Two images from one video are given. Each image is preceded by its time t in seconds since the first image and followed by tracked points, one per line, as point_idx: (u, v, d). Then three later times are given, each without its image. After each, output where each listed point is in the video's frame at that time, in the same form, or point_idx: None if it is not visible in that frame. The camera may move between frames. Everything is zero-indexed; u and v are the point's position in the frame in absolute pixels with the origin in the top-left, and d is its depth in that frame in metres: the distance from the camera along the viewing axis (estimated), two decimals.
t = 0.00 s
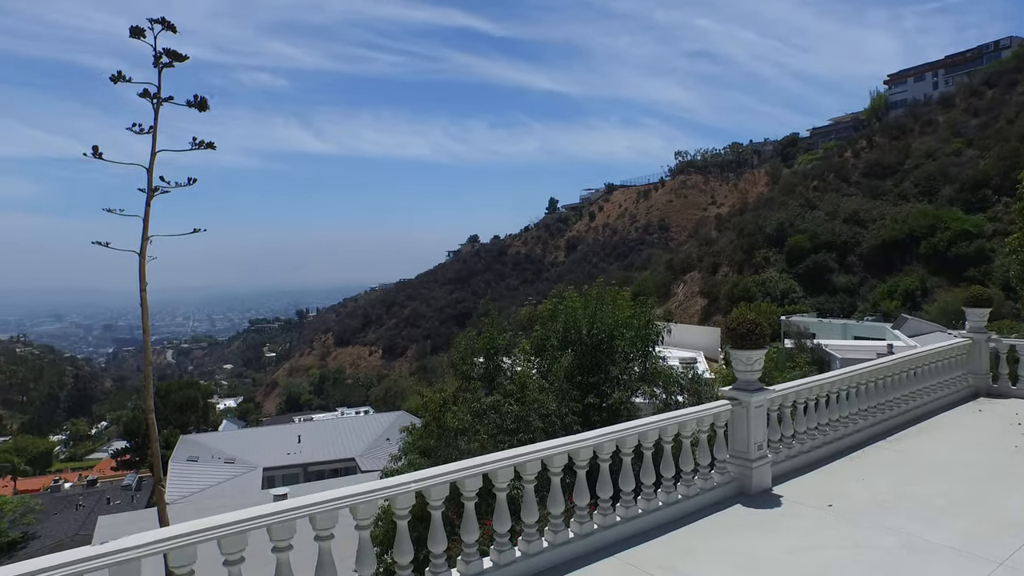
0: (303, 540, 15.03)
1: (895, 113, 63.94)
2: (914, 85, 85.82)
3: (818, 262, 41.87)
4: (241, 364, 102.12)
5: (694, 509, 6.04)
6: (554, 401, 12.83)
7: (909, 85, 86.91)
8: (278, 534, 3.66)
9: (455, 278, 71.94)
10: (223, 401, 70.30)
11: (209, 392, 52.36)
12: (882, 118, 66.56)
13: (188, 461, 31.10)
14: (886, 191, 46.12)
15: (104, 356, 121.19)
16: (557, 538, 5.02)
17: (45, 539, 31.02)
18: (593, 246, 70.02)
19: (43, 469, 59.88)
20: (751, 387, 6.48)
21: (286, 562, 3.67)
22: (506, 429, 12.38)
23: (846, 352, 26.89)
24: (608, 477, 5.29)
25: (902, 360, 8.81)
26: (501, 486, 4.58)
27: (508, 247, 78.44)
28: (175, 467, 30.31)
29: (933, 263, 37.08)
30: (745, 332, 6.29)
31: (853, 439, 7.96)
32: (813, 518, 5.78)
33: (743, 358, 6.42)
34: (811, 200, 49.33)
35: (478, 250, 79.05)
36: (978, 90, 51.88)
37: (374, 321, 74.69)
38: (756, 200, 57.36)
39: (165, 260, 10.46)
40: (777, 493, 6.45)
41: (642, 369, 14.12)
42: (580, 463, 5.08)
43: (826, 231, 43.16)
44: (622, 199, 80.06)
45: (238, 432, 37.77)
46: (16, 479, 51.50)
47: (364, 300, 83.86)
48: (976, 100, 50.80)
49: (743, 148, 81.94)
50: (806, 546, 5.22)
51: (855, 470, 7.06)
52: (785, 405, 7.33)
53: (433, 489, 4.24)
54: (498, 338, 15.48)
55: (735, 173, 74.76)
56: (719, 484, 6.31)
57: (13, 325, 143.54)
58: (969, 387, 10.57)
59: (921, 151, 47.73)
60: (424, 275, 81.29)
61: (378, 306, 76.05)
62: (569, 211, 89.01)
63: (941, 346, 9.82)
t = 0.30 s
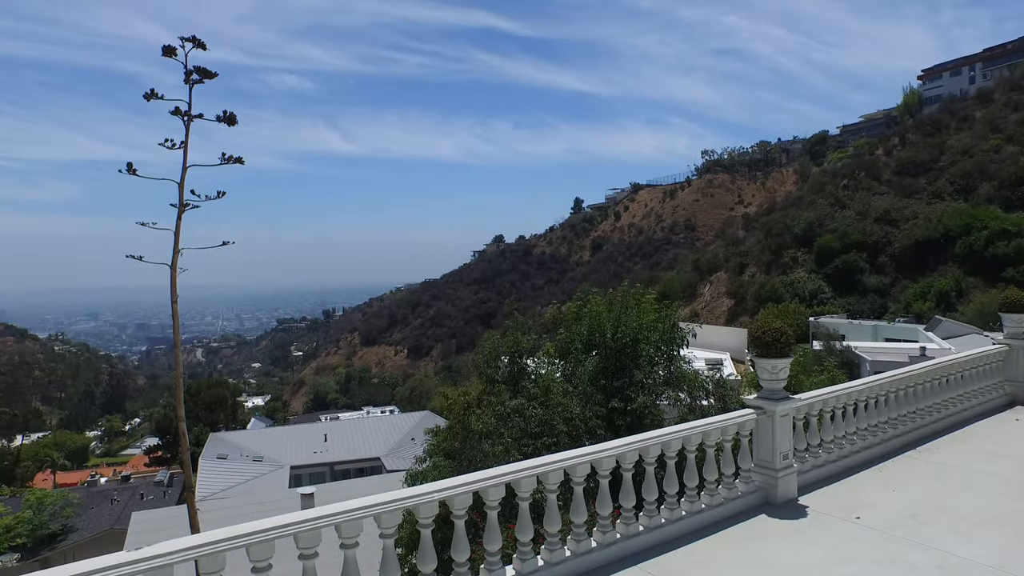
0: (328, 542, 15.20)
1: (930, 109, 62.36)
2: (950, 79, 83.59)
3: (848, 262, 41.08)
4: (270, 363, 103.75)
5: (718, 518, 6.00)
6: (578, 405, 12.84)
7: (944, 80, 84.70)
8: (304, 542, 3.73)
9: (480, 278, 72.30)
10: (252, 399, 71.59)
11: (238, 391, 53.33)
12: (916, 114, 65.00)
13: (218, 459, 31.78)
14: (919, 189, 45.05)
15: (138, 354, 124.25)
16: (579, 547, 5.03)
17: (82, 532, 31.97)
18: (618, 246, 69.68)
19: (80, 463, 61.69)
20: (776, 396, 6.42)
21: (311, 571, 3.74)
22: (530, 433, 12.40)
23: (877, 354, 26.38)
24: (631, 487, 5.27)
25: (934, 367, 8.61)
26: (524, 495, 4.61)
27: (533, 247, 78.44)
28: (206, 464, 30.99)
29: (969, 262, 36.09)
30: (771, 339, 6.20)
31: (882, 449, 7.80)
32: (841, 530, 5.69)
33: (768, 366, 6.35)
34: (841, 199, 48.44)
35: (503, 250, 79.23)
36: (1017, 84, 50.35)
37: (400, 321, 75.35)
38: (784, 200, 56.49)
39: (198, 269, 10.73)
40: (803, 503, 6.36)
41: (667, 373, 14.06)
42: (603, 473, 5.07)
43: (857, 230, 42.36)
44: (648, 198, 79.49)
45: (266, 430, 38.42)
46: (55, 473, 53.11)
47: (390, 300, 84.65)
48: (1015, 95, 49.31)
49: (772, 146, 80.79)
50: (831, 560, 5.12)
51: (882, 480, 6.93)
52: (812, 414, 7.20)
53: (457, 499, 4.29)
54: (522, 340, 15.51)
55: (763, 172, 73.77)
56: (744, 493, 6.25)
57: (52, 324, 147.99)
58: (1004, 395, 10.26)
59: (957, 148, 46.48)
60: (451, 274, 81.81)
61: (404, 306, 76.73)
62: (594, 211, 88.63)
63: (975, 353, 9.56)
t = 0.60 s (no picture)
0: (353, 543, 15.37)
1: (965, 105, 60.71)
2: (987, 73, 81.25)
3: (879, 262, 40.24)
4: (297, 362, 105.18)
5: (743, 527, 5.94)
6: (602, 408, 12.81)
7: (981, 73, 82.34)
8: (331, 549, 3.79)
9: (504, 278, 72.56)
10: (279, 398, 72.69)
11: (265, 390, 54.21)
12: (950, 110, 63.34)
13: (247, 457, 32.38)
14: (954, 186, 43.89)
15: (169, 353, 126.98)
16: (602, 555, 5.02)
17: (116, 526, 32.86)
18: (643, 246, 69.21)
19: (114, 459, 63.23)
20: (803, 404, 6.34)
21: None
22: (555, 436, 12.38)
23: (908, 356, 25.81)
24: (655, 495, 5.25)
25: (967, 375, 8.41)
26: (547, 504, 4.62)
27: (557, 247, 78.28)
28: (234, 462, 31.61)
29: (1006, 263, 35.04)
30: (798, 347, 6.13)
31: (912, 458, 7.62)
32: (869, 541, 5.59)
33: (795, 374, 6.28)
34: (872, 198, 47.45)
35: (527, 250, 79.25)
36: None
37: (425, 321, 75.85)
38: (812, 199, 55.55)
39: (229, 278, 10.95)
40: (830, 514, 6.26)
41: (692, 377, 13.93)
42: (627, 481, 5.07)
43: (888, 229, 41.49)
44: (673, 197, 78.80)
45: (292, 429, 38.95)
46: (91, 468, 54.61)
47: (415, 300, 85.26)
48: None
49: (799, 144, 79.52)
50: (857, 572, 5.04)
51: (912, 491, 6.78)
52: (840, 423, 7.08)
53: (480, 507, 4.32)
54: (547, 343, 15.52)
55: (791, 171, 72.63)
56: (770, 502, 6.18)
57: (88, 322, 152.09)
58: None
59: (994, 145, 45.19)
60: (475, 274, 82.10)
61: (429, 306, 77.29)
62: (619, 211, 88.13)
63: (1010, 360, 9.29)
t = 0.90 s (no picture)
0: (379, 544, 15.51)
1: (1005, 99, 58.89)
2: None
3: (913, 261, 39.25)
4: (324, 361, 106.55)
5: (771, 537, 5.85)
6: (628, 412, 12.72)
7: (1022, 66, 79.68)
8: (358, 558, 3.84)
9: (530, 279, 72.61)
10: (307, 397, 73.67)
11: (294, 389, 55.04)
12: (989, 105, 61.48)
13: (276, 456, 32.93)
14: (993, 184, 42.58)
15: (201, 351, 129.84)
16: (629, 565, 5.00)
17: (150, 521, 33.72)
18: (669, 246, 68.60)
19: (148, 455, 64.79)
20: (833, 412, 6.23)
21: None
22: (581, 440, 12.29)
23: (943, 359, 25.13)
24: (682, 505, 5.21)
25: (1005, 383, 8.14)
26: (572, 513, 4.62)
27: (583, 247, 77.96)
28: (264, 460, 32.17)
29: None
30: (828, 355, 6.01)
31: (946, 469, 7.42)
32: (901, 554, 5.47)
33: (824, 383, 6.18)
34: (905, 196, 46.30)
35: (552, 250, 79.19)
36: None
37: (451, 321, 76.23)
38: (843, 197, 54.43)
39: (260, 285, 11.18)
40: (861, 525, 6.14)
41: (719, 381, 13.74)
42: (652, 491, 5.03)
43: (923, 229, 40.48)
44: (700, 197, 77.95)
45: (320, 429, 39.46)
46: (126, 464, 56.06)
47: (441, 300, 85.76)
48: None
49: (830, 142, 78.01)
50: None
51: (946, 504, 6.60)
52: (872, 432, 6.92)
53: (506, 517, 4.34)
54: (572, 346, 15.48)
55: (821, 169, 71.29)
56: (800, 513, 6.07)
57: (124, 322, 156.14)
58: None
59: None
60: (501, 275, 82.29)
61: (455, 306, 77.75)
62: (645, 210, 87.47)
63: None
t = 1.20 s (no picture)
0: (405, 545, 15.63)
1: None
2: None
3: (952, 262, 38.10)
4: (354, 360, 107.97)
5: (802, 551, 5.74)
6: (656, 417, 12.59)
7: None
8: (385, 566, 3.88)
9: (558, 279, 72.56)
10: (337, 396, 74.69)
11: (323, 388, 55.90)
12: None
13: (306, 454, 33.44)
14: None
15: (234, 350, 132.76)
16: None
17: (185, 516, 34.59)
18: (698, 246, 67.82)
19: (183, 451, 66.46)
20: (867, 423, 6.08)
21: None
22: (608, 444, 12.17)
23: (985, 363, 24.29)
24: (710, 516, 5.15)
25: None
26: (599, 525, 4.60)
27: (611, 247, 77.55)
28: (294, 459, 32.70)
29: None
30: (861, 365, 5.88)
31: (986, 481, 7.18)
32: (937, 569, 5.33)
33: (858, 393, 6.04)
34: (944, 195, 44.96)
35: (580, 250, 78.96)
36: None
37: (478, 321, 76.58)
38: (878, 196, 53.11)
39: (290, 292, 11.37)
40: (897, 539, 5.98)
41: (749, 386, 13.54)
42: (681, 502, 4.97)
43: (962, 228, 39.28)
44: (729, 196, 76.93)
45: (349, 428, 39.95)
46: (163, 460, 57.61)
47: (468, 301, 86.17)
48: None
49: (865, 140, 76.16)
50: None
51: (986, 518, 6.39)
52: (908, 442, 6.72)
53: (532, 528, 4.34)
54: (600, 348, 15.41)
55: (856, 167, 69.67)
56: (832, 525, 5.95)
57: (162, 321, 160.51)
58: None
59: None
60: (528, 275, 82.38)
61: (482, 306, 78.08)
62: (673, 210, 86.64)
63: None
